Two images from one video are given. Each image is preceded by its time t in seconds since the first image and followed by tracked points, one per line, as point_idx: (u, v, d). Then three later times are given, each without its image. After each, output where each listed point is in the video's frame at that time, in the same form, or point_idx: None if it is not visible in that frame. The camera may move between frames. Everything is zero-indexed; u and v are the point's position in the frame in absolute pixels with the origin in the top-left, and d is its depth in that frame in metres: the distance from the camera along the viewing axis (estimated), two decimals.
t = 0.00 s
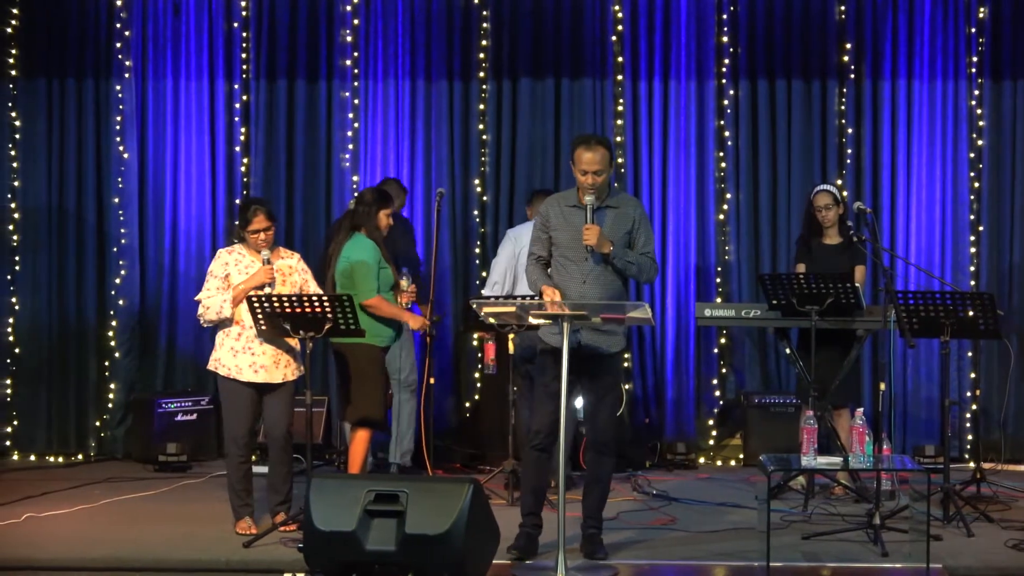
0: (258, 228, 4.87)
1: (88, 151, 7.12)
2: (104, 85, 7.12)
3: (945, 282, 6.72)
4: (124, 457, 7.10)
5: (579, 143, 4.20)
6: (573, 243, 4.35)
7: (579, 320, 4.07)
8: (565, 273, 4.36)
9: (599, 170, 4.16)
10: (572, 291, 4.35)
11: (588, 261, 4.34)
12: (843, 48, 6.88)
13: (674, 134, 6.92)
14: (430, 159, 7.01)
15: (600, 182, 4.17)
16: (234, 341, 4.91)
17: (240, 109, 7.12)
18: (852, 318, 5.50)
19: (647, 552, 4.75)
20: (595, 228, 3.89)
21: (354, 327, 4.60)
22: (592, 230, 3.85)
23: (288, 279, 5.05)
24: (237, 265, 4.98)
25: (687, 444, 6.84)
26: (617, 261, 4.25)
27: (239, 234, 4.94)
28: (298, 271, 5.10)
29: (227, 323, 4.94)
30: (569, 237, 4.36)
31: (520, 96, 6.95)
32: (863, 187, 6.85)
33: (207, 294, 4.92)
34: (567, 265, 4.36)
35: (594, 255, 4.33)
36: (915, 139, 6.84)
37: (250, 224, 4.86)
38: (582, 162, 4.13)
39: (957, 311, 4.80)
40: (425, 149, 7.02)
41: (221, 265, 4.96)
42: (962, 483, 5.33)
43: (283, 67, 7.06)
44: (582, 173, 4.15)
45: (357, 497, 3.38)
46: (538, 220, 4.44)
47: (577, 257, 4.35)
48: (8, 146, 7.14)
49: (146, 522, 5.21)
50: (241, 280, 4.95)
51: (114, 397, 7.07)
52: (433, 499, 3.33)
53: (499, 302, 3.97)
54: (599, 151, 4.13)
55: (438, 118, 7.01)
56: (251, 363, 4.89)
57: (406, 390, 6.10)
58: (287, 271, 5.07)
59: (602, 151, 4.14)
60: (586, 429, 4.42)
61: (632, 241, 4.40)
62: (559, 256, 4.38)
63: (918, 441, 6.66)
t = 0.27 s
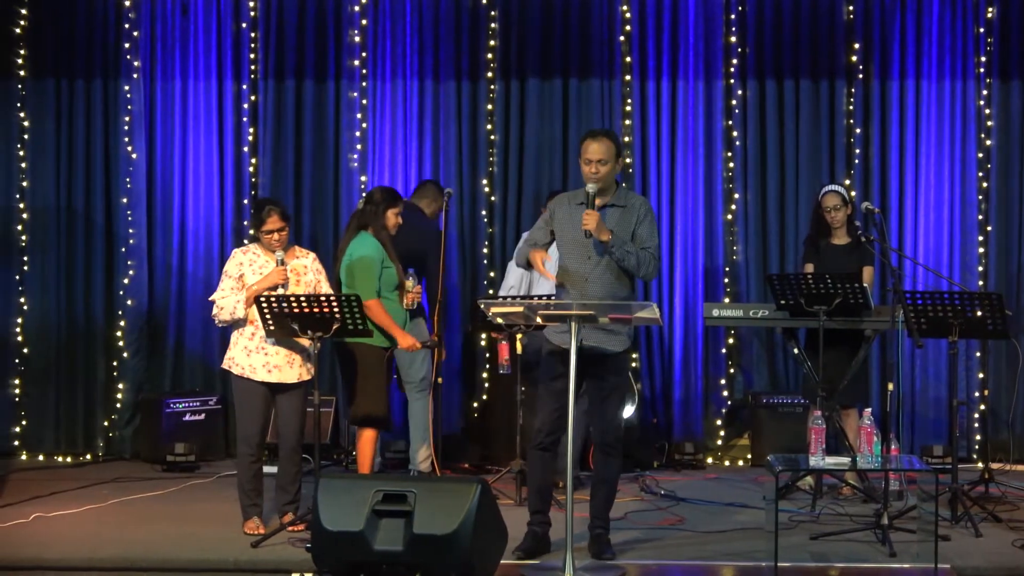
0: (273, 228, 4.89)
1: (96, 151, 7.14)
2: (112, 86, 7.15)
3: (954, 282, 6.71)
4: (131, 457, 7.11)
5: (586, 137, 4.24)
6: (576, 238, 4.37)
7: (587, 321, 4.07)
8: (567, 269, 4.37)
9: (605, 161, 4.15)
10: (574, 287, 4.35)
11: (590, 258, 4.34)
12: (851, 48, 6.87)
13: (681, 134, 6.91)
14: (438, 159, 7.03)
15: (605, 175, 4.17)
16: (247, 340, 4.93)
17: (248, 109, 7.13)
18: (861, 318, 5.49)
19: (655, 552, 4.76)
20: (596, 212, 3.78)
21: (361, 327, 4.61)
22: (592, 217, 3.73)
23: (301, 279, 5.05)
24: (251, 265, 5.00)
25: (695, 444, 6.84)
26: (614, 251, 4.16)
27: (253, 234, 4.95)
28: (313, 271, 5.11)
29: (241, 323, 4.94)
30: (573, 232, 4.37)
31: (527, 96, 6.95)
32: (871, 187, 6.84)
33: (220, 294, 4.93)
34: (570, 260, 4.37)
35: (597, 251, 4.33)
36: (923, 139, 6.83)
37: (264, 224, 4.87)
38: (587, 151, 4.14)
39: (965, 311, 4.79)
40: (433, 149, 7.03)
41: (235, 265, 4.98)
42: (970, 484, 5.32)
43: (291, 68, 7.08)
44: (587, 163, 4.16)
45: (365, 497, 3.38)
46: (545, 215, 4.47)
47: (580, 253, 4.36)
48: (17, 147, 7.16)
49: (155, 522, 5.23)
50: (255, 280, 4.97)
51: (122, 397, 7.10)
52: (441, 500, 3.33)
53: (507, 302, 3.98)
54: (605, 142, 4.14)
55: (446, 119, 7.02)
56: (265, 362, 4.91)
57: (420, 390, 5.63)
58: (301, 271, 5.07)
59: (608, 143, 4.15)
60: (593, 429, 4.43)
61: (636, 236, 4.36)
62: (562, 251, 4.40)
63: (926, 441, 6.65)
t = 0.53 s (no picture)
0: (273, 229, 4.88)
1: (95, 151, 7.14)
2: (111, 86, 7.15)
3: (953, 283, 6.72)
4: (130, 457, 7.10)
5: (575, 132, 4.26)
6: (564, 232, 4.37)
7: (587, 321, 4.07)
8: (554, 265, 4.38)
9: (592, 156, 4.15)
10: (561, 282, 4.36)
11: (575, 255, 4.36)
12: (851, 48, 6.88)
13: (681, 134, 6.91)
14: (437, 159, 7.03)
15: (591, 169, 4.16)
16: (249, 339, 4.93)
17: (247, 109, 7.13)
18: (860, 318, 5.49)
19: (654, 552, 4.76)
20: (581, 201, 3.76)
21: (360, 327, 4.61)
22: (576, 203, 3.72)
23: (302, 279, 5.05)
24: (253, 266, 4.99)
25: (694, 444, 6.85)
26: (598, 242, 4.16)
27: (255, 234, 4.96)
28: (314, 271, 5.10)
29: (242, 323, 4.95)
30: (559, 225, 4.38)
31: (527, 96, 6.95)
32: (871, 187, 6.84)
33: (220, 294, 4.94)
34: (557, 257, 4.38)
35: (582, 247, 4.34)
36: (923, 139, 6.83)
37: (266, 224, 4.88)
38: (574, 147, 4.15)
39: (964, 311, 4.80)
40: (432, 149, 7.03)
41: (237, 264, 4.98)
42: (969, 484, 5.32)
43: (291, 68, 7.08)
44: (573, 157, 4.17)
45: (364, 498, 3.38)
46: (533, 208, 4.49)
47: (567, 250, 4.36)
48: (16, 146, 7.16)
49: (154, 522, 5.23)
50: (256, 280, 4.96)
51: (121, 397, 7.09)
52: (440, 500, 3.33)
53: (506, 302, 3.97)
54: (592, 137, 4.15)
55: (446, 118, 7.02)
56: (266, 362, 4.92)
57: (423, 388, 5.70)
58: (302, 272, 5.07)
59: (594, 138, 4.16)
60: (592, 429, 4.43)
61: (621, 230, 4.35)
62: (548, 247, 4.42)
63: (925, 441, 6.65)
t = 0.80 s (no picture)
0: (273, 229, 4.88)
1: (94, 151, 7.13)
2: (110, 86, 7.15)
3: (952, 283, 6.72)
4: (129, 457, 7.09)
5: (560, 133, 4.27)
6: (546, 230, 4.42)
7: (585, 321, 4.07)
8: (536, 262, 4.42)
9: (575, 156, 4.15)
10: (543, 280, 4.38)
11: (556, 251, 4.37)
12: (850, 48, 6.88)
13: (680, 133, 6.91)
14: (436, 159, 7.03)
15: (574, 170, 4.16)
16: (249, 339, 4.93)
17: (246, 109, 7.13)
18: (859, 317, 5.48)
19: (653, 552, 4.76)
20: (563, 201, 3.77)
21: (359, 327, 4.61)
22: (558, 201, 3.74)
23: (302, 280, 5.05)
24: (253, 266, 4.99)
25: (693, 444, 6.85)
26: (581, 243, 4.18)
27: (255, 234, 4.95)
28: (315, 270, 5.10)
29: (243, 323, 4.95)
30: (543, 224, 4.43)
31: (526, 96, 6.95)
32: (869, 187, 6.85)
33: (221, 295, 4.94)
34: (539, 255, 4.42)
35: (563, 245, 4.36)
36: (921, 139, 6.83)
37: (265, 224, 4.88)
38: (558, 146, 4.15)
39: (962, 311, 4.80)
40: (431, 149, 7.03)
41: (237, 265, 4.98)
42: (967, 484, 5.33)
43: (290, 67, 7.08)
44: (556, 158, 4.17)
45: (363, 498, 3.38)
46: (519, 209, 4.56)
47: (548, 248, 4.39)
48: (16, 147, 7.16)
49: (153, 522, 5.23)
50: (256, 281, 4.96)
51: (120, 397, 7.09)
52: (439, 500, 3.33)
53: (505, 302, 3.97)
54: (576, 138, 4.15)
55: (445, 119, 7.02)
56: (267, 362, 4.92)
57: (419, 388, 5.65)
58: (302, 272, 5.07)
59: (577, 139, 4.16)
60: (592, 428, 4.43)
61: (603, 228, 4.37)
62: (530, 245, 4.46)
63: (924, 441, 6.65)
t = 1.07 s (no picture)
0: (274, 228, 4.88)
1: (95, 150, 7.13)
2: (110, 85, 7.15)
3: (952, 281, 6.72)
4: (130, 455, 7.09)
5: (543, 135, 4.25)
6: (531, 230, 4.40)
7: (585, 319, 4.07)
8: (523, 262, 4.40)
9: (561, 161, 4.15)
10: (531, 280, 4.37)
11: (545, 251, 4.37)
12: (849, 46, 6.88)
13: (680, 132, 6.91)
14: (436, 158, 7.02)
15: (560, 174, 4.17)
16: (251, 338, 4.93)
17: (246, 108, 7.13)
18: (860, 315, 5.48)
19: (653, 550, 4.76)
20: (556, 210, 3.78)
21: (359, 326, 4.61)
22: (552, 213, 3.74)
23: (303, 278, 5.05)
24: (254, 266, 4.99)
25: (693, 442, 6.85)
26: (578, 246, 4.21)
27: (256, 233, 4.95)
28: (317, 268, 5.10)
29: (244, 322, 4.94)
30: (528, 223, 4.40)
31: (526, 94, 6.94)
32: (869, 185, 6.85)
33: (223, 294, 4.94)
34: (525, 252, 4.40)
35: (552, 245, 4.36)
36: (922, 138, 6.83)
37: (267, 223, 4.88)
38: (543, 151, 4.14)
39: (963, 309, 4.80)
40: (431, 148, 7.03)
41: (238, 264, 4.97)
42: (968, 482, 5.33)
43: (290, 66, 7.07)
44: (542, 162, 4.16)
45: (363, 496, 3.38)
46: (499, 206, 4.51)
47: (535, 246, 4.38)
48: (16, 146, 7.16)
49: (153, 521, 5.23)
50: (257, 280, 4.96)
51: (120, 396, 7.09)
52: (440, 499, 3.33)
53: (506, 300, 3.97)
54: (561, 142, 4.15)
55: (445, 118, 7.01)
56: (268, 361, 4.91)
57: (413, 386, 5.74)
58: (304, 270, 5.07)
59: (562, 141, 4.16)
60: (592, 426, 4.43)
61: (591, 230, 4.40)
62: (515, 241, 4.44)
63: (925, 440, 6.65)
